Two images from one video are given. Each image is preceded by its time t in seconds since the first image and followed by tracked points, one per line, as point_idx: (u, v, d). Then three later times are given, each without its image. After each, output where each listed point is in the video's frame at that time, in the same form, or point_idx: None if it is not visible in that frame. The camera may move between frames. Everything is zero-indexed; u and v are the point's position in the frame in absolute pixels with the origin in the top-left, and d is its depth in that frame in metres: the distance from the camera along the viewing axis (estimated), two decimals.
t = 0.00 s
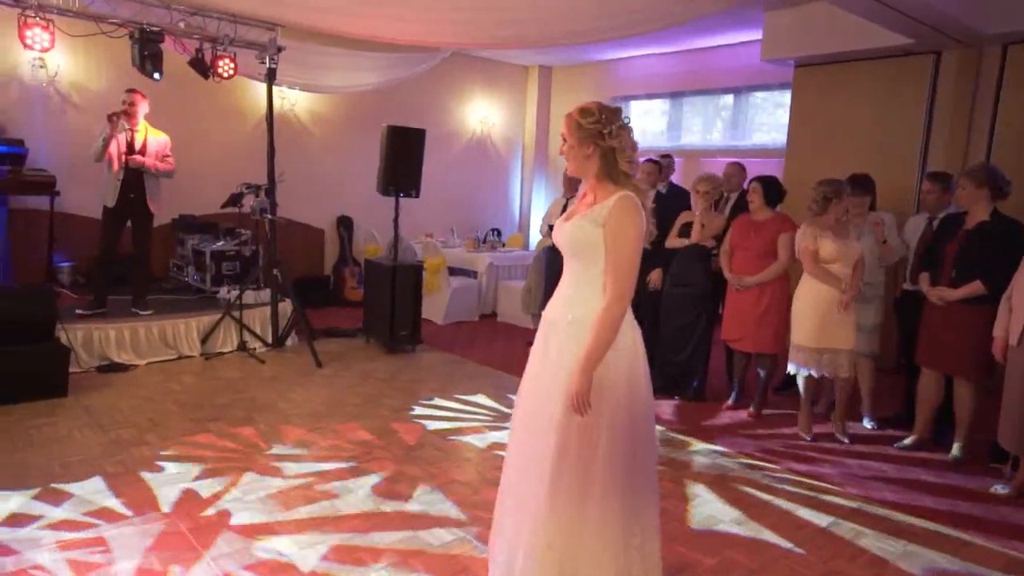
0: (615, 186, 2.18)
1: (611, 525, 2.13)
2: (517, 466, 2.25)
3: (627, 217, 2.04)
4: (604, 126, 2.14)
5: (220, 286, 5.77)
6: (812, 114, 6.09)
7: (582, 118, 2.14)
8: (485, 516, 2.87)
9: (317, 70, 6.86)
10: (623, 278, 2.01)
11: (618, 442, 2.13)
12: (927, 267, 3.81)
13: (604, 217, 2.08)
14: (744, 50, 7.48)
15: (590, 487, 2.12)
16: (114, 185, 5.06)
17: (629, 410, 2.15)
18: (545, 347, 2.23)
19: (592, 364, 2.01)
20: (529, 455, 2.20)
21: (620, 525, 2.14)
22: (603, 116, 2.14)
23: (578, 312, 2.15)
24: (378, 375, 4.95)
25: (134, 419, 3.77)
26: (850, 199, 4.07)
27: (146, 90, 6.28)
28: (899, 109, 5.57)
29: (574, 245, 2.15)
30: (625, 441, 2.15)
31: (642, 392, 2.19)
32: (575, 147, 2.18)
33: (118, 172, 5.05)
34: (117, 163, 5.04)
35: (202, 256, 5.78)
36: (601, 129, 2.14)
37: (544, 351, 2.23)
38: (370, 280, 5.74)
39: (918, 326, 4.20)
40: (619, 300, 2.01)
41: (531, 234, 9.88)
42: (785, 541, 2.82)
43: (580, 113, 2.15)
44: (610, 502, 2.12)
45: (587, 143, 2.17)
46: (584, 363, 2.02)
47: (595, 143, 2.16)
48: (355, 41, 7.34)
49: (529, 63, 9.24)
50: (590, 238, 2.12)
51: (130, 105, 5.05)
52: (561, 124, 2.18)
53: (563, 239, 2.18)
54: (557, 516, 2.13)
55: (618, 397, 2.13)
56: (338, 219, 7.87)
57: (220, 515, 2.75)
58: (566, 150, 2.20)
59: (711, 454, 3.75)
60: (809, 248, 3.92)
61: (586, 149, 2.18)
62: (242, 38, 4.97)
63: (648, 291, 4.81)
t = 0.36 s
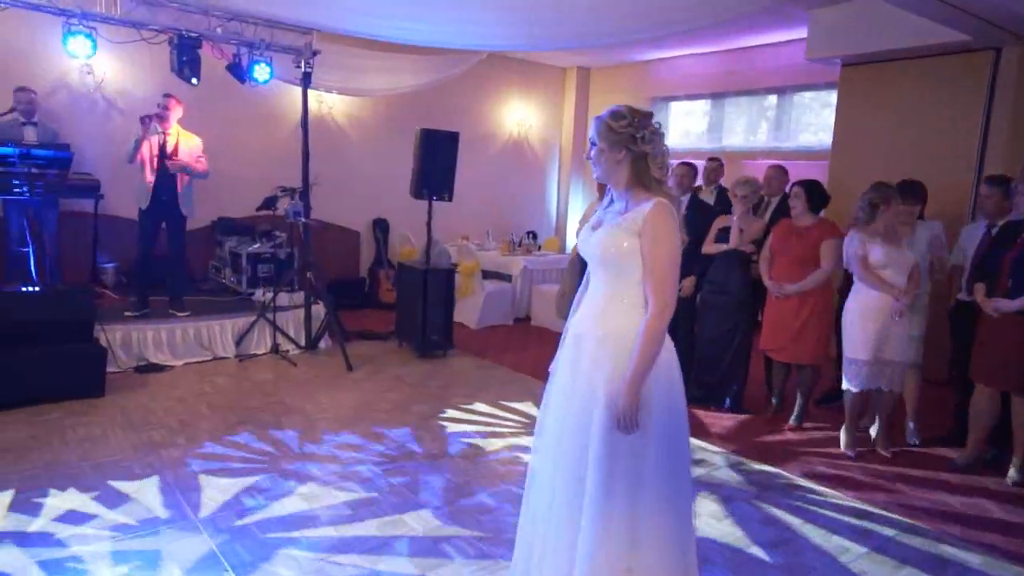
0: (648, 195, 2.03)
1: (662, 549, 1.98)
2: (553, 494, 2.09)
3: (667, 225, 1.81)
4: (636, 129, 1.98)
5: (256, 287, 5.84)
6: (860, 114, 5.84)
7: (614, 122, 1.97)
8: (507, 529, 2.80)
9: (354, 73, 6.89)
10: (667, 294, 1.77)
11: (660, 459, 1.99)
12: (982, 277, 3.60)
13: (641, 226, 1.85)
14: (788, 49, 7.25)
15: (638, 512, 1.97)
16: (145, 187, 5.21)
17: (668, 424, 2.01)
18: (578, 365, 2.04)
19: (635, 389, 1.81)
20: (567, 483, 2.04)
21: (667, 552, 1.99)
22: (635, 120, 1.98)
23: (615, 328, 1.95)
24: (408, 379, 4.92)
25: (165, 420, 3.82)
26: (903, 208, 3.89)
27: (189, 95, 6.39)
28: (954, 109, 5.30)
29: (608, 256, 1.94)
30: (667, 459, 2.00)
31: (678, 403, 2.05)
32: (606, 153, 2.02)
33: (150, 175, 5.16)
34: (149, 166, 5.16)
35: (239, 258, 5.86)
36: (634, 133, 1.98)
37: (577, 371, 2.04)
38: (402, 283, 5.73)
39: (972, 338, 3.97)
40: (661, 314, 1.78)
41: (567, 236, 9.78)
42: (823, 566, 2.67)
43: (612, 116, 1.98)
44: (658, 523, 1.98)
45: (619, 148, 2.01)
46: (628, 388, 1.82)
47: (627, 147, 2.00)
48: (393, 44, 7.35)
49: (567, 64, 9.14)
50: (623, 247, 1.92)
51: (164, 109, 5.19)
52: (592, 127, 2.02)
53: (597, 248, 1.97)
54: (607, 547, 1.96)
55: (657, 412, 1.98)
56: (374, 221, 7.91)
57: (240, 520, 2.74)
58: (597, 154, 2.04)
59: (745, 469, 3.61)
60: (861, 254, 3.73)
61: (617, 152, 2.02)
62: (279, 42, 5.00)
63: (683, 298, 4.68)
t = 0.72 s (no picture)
0: (658, 202, 1.93)
1: None
2: (560, 512, 2.00)
3: (673, 232, 1.71)
4: (647, 134, 1.89)
5: (279, 290, 5.86)
6: (897, 116, 5.62)
7: (624, 125, 1.88)
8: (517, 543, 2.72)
9: (378, 76, 6.89)
10: (672, 305, 1.67)
11: (672, 480, 1.88)
12: None
13: (647, 234, 1.76)
14: (823, 49, 7.04)
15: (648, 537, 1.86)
16: (157, 190, 5.39)
17: (681, 442, 1.90)
18: (585, 379, 1.96)
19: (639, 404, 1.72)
20: (574, 502, 1.95)
21: None
22: (646, 123, 1.89)
23: (621, 340, 1.86)
24: (427, 385, 4.87)
25: (183, 423, 3.83)
26: (948, 215, 3.68)
27: (216, 99, 6.44)
28: (997, 109, 5.06)
29: (615, 265, 1.86)
30: (679, 481, 1.89)
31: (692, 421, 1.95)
32: (616, 158, 1.93)
33: (157, 179, 5.30)
34: (156, 170, 5.28)
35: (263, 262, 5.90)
36: (645, 138, 1.89)
37: (585, 384, 1.96)
38: (424, 288, 5.70)
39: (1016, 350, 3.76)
40: (664, 326, 1.67)
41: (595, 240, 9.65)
42: None
43: (623, 120, 1.90)
44: (671, 551, 1.86)
45: (629, 152, 1.92)
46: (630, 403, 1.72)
47: (637, 152, 1.91)
48: (419, 48, 7.33)
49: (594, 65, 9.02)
50: (630, 257, 1.82)
51: (175, 116, 5.24)
52: (600, 132, 1.94)
53: (603, 258, 1.89)
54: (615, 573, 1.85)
55: (667, 429, 1.88)
56: (399, 225, 7.90)
57: (246, 527, 2.71)
58: (605, 159, 1.95)
59: (768, 483, 3.47)
60: (889, 265, 3.59)
61: (627, 158, 1.93)
62: (301, 45, 5.00)
63: (708, 306, 4.54)
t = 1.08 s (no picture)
0: (664, 209, 1.86)
1: None
2: (558, 510, 2.04)
3: (673, 239, 1.70)
4: (654, 139, 1.83)
5: (306, 295, 5.92)
6: (937, 118, 5.40)
7: (630, 130, 1.83)
8: (527, 555, 2.67)
9: (406, 82, 6.90)
10: (667, 311, 1.68)
11: (667, 495, 1.82)
12: None
13: (645, 240, 1.74)
14: (860, 49, 6.83)
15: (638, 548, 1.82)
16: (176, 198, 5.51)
17: (679, 456, 1.83)
18: (583, 383, 1.96)
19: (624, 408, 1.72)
20: (569, 501, 1.98)
21: None
22: (653, 128, 1.83)
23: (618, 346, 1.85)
24: (448, 391, 4.85)
25: (205, 426, 3.86)
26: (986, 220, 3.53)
27: (247, 106, 6.54)
28: None
29: (613, 272, 1.83)
30: (675, 494, 1.83)
31: (695, 434, 1.87)
32: (621, 165, 1.87)
33: (178, 186, 5.42)
34: (177, 178, 5.43)
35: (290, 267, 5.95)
36: (651, 143, 1.83)
37: (582, 389, 1.95)
38: (447, 293, 5.68)
39: None
40: (657, 331, 1.69)
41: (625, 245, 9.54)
42: None
43: (628, 125, 1.84)
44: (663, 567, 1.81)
45: (635, 158, 1.86)
46: (617, 406, 1.73)
47: (644, 158, 1.85)
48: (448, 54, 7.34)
49: (625, 68, 8.92)
50: (629, 265, 1.78)
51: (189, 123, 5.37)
52: (606, 138, 1.89)
53: (603, 264, 1.87)
54: None
55: (664, 441, 1.82)
56: (427, 230, 7.93)
57: (258, 534, 2.71)
58: (611, 166, 1.89)
59: (794, 499, 3.35)
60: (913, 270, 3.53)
61: (635, 165, 1.87)
62: (327, 53, 5.04)
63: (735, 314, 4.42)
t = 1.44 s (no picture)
0: (675, 209, 1.80)
1: None
2: (566, 517, 1.99)
3: (681, 241, 1.66)
4: (667, 136, 1.78)
5: (336, 296, 5.98)
6: (986, 116, 5.17)
7: (641, 127, 1.78)
8: (542, 562, 2.62)
9: (437, 85, 6.92)
10: (676, 314, 1.63)
11: (676, 503, 1.77)
12: None
13: (653, 242, 1.70)
14: (904, 47, 6.60)
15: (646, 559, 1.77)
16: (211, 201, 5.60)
17: (689, 462, 1.78)
18: (591, 389, 1.91)
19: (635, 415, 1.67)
20: (577, 508, 1.93)
21: None
22: (665, 125, 1.78)
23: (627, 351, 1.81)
24: (473, 393, 4.84)
25: (230, 424, 3.93)
26: None
27: (281, 109, 6.65)
28: None
29: (621, 274, 1.79)
30: (685, 502, 1.78)
31: (706, 439, 1.82)
32: (632, 163, 1.82)
33: (213, 189, 5.51)
34: (212, 181, 5.51)
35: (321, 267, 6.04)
36: (664, 141, 1.78)
37: (590, 394, 1.91)
38: (474, 295, 5.67)
39: None
40: (666, 334, 1.64)
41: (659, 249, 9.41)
42: None
43: (640, 122, 1.79)
44: None
45: (647, 156, 1.81)
46: (627, 412, 1.69)
47: (656, 156, 1.79)
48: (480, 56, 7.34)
49: (661, 69, 8.80)
50: (637, 267, 1.74)
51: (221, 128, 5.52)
52: (617, 137, 1.84)
53: (610, 268, 1.83)
54: None
55: (674, 448, 1.77)
56: (459, 232, 7.94)
57: (274, 532, 2.73)
58: (622, 165, 1.84)
59: (820, 511, 3.23)
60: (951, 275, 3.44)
61: (647, 164, 1.82)
62: (357, 56, 5.08)
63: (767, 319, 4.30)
